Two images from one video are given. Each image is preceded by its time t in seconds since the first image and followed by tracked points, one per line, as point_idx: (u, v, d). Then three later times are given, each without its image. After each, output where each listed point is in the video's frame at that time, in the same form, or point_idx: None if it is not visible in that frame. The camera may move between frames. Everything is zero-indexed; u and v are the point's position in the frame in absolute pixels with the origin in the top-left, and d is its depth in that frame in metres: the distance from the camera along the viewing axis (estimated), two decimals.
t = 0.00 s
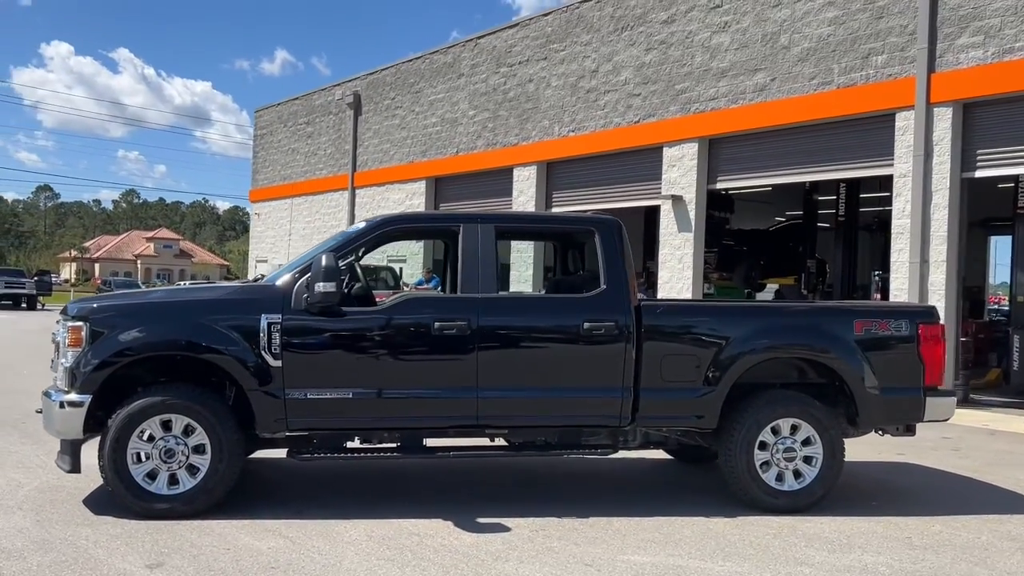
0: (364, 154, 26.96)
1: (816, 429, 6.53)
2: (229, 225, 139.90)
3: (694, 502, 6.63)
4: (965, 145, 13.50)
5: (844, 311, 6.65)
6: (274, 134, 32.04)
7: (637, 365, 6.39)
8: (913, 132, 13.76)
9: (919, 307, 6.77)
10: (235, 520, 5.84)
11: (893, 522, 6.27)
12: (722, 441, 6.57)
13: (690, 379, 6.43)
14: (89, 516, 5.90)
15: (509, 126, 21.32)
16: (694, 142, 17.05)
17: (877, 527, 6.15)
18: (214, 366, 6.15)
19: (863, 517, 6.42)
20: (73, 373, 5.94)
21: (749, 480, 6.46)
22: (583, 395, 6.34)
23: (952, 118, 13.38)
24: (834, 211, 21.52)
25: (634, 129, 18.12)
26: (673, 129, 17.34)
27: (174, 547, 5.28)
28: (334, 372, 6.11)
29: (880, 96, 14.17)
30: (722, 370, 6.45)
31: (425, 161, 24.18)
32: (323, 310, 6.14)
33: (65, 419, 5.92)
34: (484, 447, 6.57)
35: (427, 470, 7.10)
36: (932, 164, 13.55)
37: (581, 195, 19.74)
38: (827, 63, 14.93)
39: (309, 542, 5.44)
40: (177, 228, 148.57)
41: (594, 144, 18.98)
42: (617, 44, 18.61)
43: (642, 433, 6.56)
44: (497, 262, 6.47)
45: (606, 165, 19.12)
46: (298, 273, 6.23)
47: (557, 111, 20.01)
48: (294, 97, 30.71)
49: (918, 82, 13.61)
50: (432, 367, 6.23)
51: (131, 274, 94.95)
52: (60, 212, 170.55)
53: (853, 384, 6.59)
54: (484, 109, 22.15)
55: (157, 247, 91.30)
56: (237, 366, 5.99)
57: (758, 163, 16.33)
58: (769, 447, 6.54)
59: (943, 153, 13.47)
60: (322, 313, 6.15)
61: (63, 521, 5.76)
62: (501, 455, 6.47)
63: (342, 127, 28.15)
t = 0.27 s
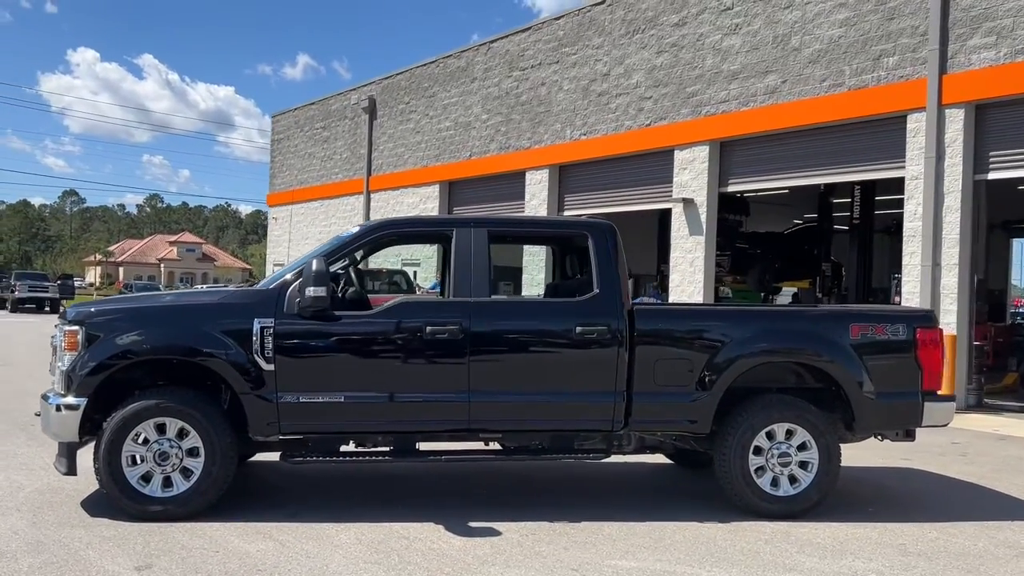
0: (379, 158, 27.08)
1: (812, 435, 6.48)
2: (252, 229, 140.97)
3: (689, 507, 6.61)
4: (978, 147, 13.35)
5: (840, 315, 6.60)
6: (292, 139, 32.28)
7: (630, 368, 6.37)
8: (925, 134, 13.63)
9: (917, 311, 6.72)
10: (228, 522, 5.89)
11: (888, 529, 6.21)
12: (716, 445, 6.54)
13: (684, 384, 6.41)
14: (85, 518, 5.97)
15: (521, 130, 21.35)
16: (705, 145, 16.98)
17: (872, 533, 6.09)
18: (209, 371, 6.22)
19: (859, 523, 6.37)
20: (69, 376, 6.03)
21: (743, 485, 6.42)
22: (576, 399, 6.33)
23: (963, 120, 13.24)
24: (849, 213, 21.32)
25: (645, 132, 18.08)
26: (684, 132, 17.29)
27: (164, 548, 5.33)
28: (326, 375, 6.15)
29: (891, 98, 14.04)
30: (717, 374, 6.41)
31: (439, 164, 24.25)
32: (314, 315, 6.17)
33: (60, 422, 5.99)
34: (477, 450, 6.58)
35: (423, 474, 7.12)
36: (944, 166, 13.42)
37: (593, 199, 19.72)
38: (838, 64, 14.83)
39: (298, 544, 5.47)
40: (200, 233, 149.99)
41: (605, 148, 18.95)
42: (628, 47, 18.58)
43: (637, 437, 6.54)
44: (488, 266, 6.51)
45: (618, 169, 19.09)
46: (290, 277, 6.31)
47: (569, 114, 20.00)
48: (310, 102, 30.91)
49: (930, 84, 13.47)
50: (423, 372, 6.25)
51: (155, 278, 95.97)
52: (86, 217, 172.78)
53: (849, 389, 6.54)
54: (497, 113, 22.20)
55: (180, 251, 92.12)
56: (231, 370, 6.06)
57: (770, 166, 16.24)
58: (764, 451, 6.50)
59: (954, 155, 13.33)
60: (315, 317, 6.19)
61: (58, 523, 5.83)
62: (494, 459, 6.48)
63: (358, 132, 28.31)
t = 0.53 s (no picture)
0: (391, 162, 27.21)
1: (803, 438, 6.48)
2: (269, 232, 141.74)
3: (681, 510, 6.62)
4: (985, 149, 13.27)
5: (832, 319, 6.60)
6: (305, 143, 32.51)
7: (620, 371, 6.40)
8: (931, 136, 13.56)
9: (909, 315, 6.71)
10: (221, 523, 5.97)
11: (880, 532, 6.20)
12: (707, 448, 6.55)
13: (674, 387, 6.43)
14: (81, 519, 6.07)
15: (530, 133, 21.41)
16: (712, 147, 16.96)
17: (863, 537, 6.08)
18: (203, 374, 6.31)
19: (851, 526, 6.36)
20: (66, 379, 6.14)
21: (734, 488, 6.43)
22: (567, 402, 6.36)
23: (970, 122, 13.16)
24: (860, 215, 21.20)
25: (652, 134, 18.07)
26: (691, 135, 17.28)
27: (156, 549, 5.41)
28: (319, 378, 6.22)
29: (898, 100, 13.97)
30: (708, 377, 6.43)
31: (449, 168, 24.35)
32: (304, 318, 6.26)
33: (57, 424, 6.10)
34: (470, 453, 6.63)
35: (417, 476, 7.17)
36: (951, 168, 13.34)
37: (601, 201, 19.74)
38: (844, 66, 14.78)
39: (288, 545, 5.54)
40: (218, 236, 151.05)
41: (613, 150, 18.96)
42: (636, 50, 18.59)
43: (629, 440, 6.57)
44: (479, 270, 6.56)
45: (626, 171, 19.10)
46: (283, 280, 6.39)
47: (578, 117, 20.03)
48: (323, 106, 31.11)
49: (936, 86, 13.41)
50: (414, 374, 6.30)
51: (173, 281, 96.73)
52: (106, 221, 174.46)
53: (840, 392, 6.53)
54: (506, 116, 22.27)
55: (198, 254, 92.79)
56: (224, 372, 6.14)
57: (777, 168, 16.20)
58: (755, 455, 6.50)
59: (961, 157, 13.25)
60: (307, 320, 6.26)
61: (55, 523, 5.93)
62: (486, 462, 6.52)
63: (370, 135, 28.47)
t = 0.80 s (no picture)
0: (400, 164, 27.29)
1: (800, 441, 6.47)
2: (282, 234, 141.73)
3: (678, 513, 6.63)
4: (993, 150, 13.20)
5: (829, 322, 6.59)
6: (316, 145, 32.65)
7: (617, 374, 6.42)
8: (939, 137, 13.49)
9: (908, 317, 6.69)
10: (220, 525, 6.03)
11: (878, 536, 6.19)
12: (704, 451, 6.56)
13: (671, 390, 6.44)
14: (83, 520, 6.14)
15: (538, 135, 21.44)
16: (719, 149, 16.93)
17: (860, 541, 6.07)
18: (203, 377, 6.37)
19: (849, 530, 6.35)
20: (67, 381, 6.21)
21: (731, 491, 6.43)
22: (564, 406, 6.38)
23: (977, 123, 13.10)
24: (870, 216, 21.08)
25: (660, 136, 18.05)
26: (698, 136, 17.25)
27: (154, 551, 5.47)
28: (316, 381, 6.26)
29: (905, 101, 13.91)
30: (706, 379, 6.43)
31: (458, 170, 24.41)
32: (302, 321, 6.31)
33: (58, 426, 6.18)
34: (468, 455, 6.66)
35: (417, 479, 7.21)
36: (958, 169, 13.27)
37: (609, 203, 19.73)
38: (851, 67, 14.73)
39: (284, 547, 5.58)
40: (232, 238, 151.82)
41: (621, 152, 18.96)
42: (643, 52, 18.59)
43: (626, 443, 6.59)
44: (477, 273, 6.60)
45: (633, 173, 19.09)
46: (281, 284, 6.45)
47: (585, 119, 20.05)
48: (333, 108, 31.23)
49: (943, 87, 13.34)
50: (411, 377, 6.34)
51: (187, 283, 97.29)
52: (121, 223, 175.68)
53: (837, 394, 6.52)
54: (515, 118, 22.30)
55: (212, 255, 93.10)
56: (223, 375, 6.20)
57: (784, 170, 16.15)
58: (752, 458, 6.50)
59: (969, 158, 13.18)
60: (304, 323, 6.32)
61: (57, 525, 6.01)
62: (484, 464, 6.55)
63: (380, 138, 28.57)
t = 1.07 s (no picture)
0: (408, 164, 27.31)
1: (804, 442, 6.43)
2: (292, 234, 142.09)
3: (682, 514, 6.60)
4: (1002, 149, 13.10)
5: (833, 323, 6.55)
6: (324, 146, 32.74)
7: (620, 375, 6.39)
8: (947, 136, 13.40)
9: (913, 318, 6.64)
10: (222, 526, 6.03)
11: (882, 539, 6.14)
12: (708, 452, 6.52)
13: (674, 391, 6.41)
14: (86, 521, 6.16)
15: (546, 135, 21.42)
16: (727, 148, 16.86)
17: (864, 543, 6.03)
18: (205, 378, 6.37)
19: (854, 532, 6.31)
20: (70, 383, 6.22)
21: (735, 493, 6.40)
22: (566, 407, 6.35)
23: (986, 121, 13.00)
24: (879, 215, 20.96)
25: (667, 135, 18.00)
26: (706, 136, 17.18)
27: (156, 552, 5.48)
28: (318, 382, 6.26)
29: (914, 99, 13.81)
30: (709, 380, 6.40)
31: (466, 170, 24.40)
32: (304, 322, 6.31)
33: (62, 427, 6.20)
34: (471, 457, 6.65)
35: (420, 480, 7.20)
36: (967, 168, 13.18)
37: (617, 203, 19.69)
38: (860, 66, 14.64)
39: (286, 549, 5.58)
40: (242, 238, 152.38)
41: (628, 152, 18.91)
42: (651, 51, 18.54)
43: (630, 444, 6.56)
44: (479, 274, 6.58)
45: (641, 173, 19.04)
46: (283, 286, 6.45)
47: (593, 119, 20.01)
48: (341, 109, 31.29)
49: (952, 85, 13.25)
50: (413, 378, 6.33)
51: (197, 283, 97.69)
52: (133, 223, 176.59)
53: (841, 395, 6.48)
54: (522, 118, 22.29)
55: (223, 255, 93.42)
56: (225, 376, 6.21)
57: (792, 169, 16.08)
58: (756, 459, 6.46)
59: (978, 157, 13.09)
60: (306, 325, 6.31)
61: (59, 526, 6.02)
62: (486, 466, 6.54)
63: (388, 138, 28.60)
